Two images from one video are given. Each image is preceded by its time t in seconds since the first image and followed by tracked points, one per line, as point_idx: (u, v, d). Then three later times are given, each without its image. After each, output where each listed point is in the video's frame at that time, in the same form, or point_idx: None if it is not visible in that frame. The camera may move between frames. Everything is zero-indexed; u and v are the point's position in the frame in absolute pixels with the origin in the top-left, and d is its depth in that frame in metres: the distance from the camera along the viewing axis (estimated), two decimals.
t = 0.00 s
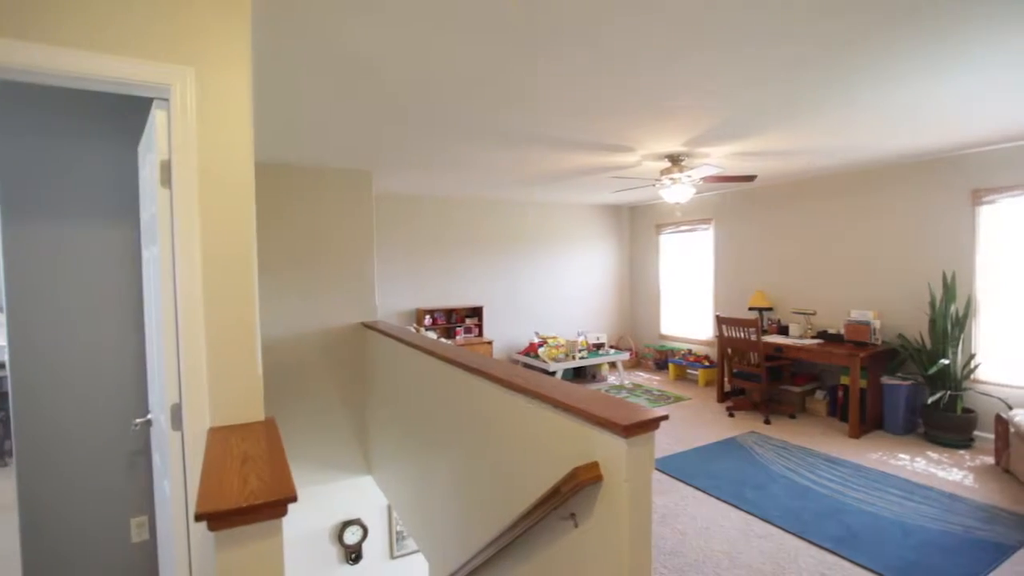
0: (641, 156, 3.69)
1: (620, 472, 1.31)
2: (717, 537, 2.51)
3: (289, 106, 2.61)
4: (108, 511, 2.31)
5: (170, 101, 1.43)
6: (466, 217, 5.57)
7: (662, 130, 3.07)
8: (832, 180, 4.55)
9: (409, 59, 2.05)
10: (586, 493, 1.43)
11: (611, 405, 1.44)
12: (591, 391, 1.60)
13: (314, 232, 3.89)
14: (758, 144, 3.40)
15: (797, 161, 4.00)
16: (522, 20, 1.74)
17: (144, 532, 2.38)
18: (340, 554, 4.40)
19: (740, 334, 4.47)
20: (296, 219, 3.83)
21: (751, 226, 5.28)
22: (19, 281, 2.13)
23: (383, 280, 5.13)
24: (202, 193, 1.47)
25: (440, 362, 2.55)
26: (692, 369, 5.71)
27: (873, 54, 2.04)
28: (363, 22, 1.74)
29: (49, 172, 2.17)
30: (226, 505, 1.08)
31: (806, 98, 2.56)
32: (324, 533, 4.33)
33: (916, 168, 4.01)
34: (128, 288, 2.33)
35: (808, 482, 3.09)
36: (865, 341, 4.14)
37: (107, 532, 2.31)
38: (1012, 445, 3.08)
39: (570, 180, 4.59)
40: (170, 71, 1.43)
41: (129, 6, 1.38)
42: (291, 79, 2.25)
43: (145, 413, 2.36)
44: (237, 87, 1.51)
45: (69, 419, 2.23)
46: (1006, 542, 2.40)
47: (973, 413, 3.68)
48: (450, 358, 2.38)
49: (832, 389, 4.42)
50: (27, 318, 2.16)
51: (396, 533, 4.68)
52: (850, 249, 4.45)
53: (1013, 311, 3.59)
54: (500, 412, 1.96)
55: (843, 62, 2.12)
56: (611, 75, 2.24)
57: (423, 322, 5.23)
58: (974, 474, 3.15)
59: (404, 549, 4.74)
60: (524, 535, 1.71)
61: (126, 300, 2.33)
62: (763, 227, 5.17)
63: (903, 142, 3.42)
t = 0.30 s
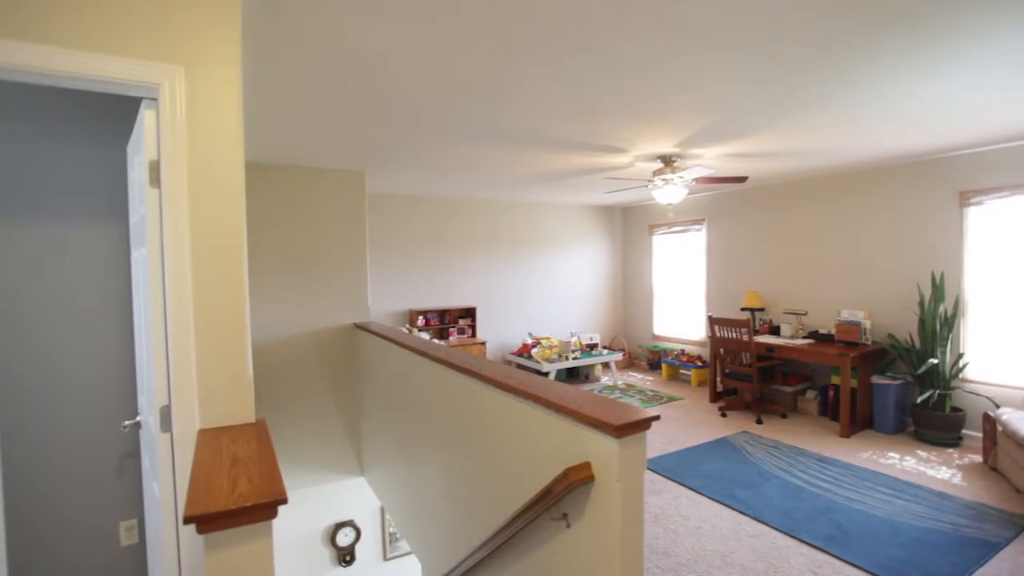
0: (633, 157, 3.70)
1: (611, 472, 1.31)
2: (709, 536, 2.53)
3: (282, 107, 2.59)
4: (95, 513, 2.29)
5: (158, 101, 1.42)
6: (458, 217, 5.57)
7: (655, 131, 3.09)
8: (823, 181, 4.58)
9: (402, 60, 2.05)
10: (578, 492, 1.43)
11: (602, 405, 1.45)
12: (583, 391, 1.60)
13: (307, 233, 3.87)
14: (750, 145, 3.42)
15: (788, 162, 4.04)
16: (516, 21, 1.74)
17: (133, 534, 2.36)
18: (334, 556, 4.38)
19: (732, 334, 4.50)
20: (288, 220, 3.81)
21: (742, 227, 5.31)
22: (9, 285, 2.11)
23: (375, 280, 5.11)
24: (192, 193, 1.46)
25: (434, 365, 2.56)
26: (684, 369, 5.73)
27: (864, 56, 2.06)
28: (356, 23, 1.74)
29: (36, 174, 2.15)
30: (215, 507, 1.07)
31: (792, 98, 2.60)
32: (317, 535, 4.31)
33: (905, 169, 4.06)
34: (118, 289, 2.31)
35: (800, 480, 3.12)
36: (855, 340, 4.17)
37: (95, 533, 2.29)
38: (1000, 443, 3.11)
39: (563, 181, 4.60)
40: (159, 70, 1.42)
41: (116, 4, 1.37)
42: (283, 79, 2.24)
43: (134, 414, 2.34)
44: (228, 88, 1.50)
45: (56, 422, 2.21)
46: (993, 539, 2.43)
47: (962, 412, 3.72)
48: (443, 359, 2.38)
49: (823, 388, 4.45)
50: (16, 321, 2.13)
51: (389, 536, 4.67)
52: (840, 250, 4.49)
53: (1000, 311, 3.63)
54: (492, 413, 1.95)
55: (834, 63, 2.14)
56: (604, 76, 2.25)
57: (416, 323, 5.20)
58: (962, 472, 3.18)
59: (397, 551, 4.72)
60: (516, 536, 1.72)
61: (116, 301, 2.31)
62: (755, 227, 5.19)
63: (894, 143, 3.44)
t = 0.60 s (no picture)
0: (625, 158, 3.71)
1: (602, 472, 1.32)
2: (701, 536, 2.54)
3: (273, 106, 2.57)
4: (83, 517, 2.26)
5: (147, 101, 1.41)
6: (451, 218, 5.57)
7: (646, 132, 3.09)
8: (813, 182, 4.63)
9: (396, 60, 2.04)
10: (570, 493, 1.44)
11: (593, 406, 1.45)
12: (574, 391, 1.61)
13: (298, 233, 3.85)
14: (741, 146, 3.44)
15: (778, 164, 4.06)
16: (508, 22, 1.74)
17: (121, 538, 2.33)
18: (326, 558, 4.36)
19: (723, 334, 4.52)
20: (280, 220, 3.79)
21: (733, 228, 5.33)
22: None
23: (368, 281, 5.09)
24: (181, 193, 1.45)
25: (425, 366, 2.55)
26: (676, 369, 5.75)
27: (854, 58, 2.07)
28: (347, 23, 1.73)
29: (22, 174, 2.12)
30: (203, 509, 1.06)
31: (784, 101, 2.61)
32: (309, 537, 4.29)
33: (893, 171, 4.10)
34: (106, 290, 2.29)
35: (791, 479, 3.14)
36: (845, 340, 4.20)
37: (82, 537, 2.27)
38: (987, 442, 3.14)
39: (555, 182, 4.61)
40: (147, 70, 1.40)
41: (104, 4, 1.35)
42: (274, 79, 2.23)
43: (122, 417, 2.32)
44: (218, 88, 1.49)
45: (42, 424, 2.18)
46: (980, 537, 2.45)
47: (949, 411, 3.76)
48: (434, 359, 2.38)
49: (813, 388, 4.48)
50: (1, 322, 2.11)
51: (381, 537, 4.65)
52: (830, 251, 4.52)
53: (987, 311, 3.68)
54: (484, 413, 1.95)
55: (825, 65, 2.15)
56: (589, 77, 2.26)
57: (408, 324, 5.19)
58: (950, 471, 3.21)
59: (390, 552, 4.70)
60: (508, 537, 1.72)
61: (105, 302, 2.28)
62: (746, 228, 5.22)
63: (884, 145, 3.47)
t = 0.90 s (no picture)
0: (616, 159, 3.72)
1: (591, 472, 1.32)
2: (690, 535, 2.55)
3: (262, 106, 2.55)
4: (66, 521, 2.23)
5: (132, 100, 1.39)
6: (442, 218, 5.56)
7: (637, 133, 3.11)
8: (802, 184, 4.67)
9: (377, 61, 2.04)
10: (560, 493, 1.44)
11: (582, 406, 1.46)
12: (563, 391, 1.61)
13: (287, 234, 3.82)
14: (730, 147, 3.46)
15: (767, 165, 4.09)
16: (499, 22, 1.74)
17: (106, 542, 2.30)
18: (316, 560, 4.33)
19: (713, 334, 4.55)
20: (269, 220, 3.76)
21: (723, 228, 5.37)
22: None
23: (358, 281, 5.07)
24: (166, 193, 1.43)
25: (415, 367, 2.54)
26: (667, 369, 5.78)
27: (842, 59, 2.10)
28: (337, 23, 1.72)
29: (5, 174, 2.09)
30: (189, 513, 1.05)
31: (771, 103, 2.64)
32: (298, 539, 4.26)
33: (880, 172, 4.15)
34: (90, 291, 2.26)
35: (779, 477, 3.16)
36: (833, 340, 4.25)
37: (65, 541, 2.23)
38: (970, 439, 3.19)
39: (546, 182, 4.61)
40: (132, 69, 1.39)
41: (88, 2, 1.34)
42: (263, 79, 2.21)
43: (107, 420, 2.29)
44: (204, 87, 1.47)
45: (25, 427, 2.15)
46: (964, 533, 2.49)
47: (934, 409, 3.81)
48: (424, 360, 2.37)
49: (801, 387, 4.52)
50: None
51: (371, 539, 4.63)
52: (818, 251, 4.57)
53: (971, 311, 3.73)
54: (474, 414, 1.95)
55: (813, 66, 2.17)
56: (579, 78, 2.27)
57: (399, 324, 5.18)
58: (935, 468, 3.26)
59: (381, 554, 4.68)
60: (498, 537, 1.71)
61: (90, 303, 2.25)
62: (736, 229, 5.25)
63: (870, 146, 3.51)
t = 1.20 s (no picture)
0: (603, 160, 3.74)
1: (578, 472, 1.33)
2: (678, 533, 2.57)
3: (247, 106, 2.53)
4: (44, 528, 2.19)
5: (112, 98, 1.37)
6: (430, 219, 5.54)
7: (623, 134, 3.12)
8: (786, 185, 4.72)
9: (363, 61, 2.03)
10: (547, 493, 1.45)
11: (569, 407, 1.46)
12: (550, 392, 1.62)
13: (273, 235, 3.78)
14: (715, 149, 3.49)
15: (752, 167, 4.13)
16: (486, 22, 1.74)
17: (86, 550, 2.26)
18: (302, 564, 4.29)
19: (700, 334, 4.59)
20: (254, 221, 3.72)
21: (709, 229, 5.41)
22: None
23: (345, 283, 5.04)
24: (147, 194, 1.41)
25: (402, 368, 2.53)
26: (654, 370, 5.82)
27: (825, 62, 2.12)
28: (323, 22, 1.71)
29: None
30: (171, 518, 1.04)
31: (753, 105, 2.67)
32: (284, 544, 4.21)
33: (862, 174, 4.21)
34: (69, 294, 2.22)
35: (764, 476, 3.20)
36: (817, 339, 4.30)
37: (43, 550, 2.19)
38: (950, 436, 3.25)
39: (533, 184, 4.62)
40: (113, 69, 1.36)
41: None
42: (247, 79, 2.19)
43: (86, 424, 2.25)
44: (188, 87, 1.45)
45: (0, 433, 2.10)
46: (945, 528, 2.53)
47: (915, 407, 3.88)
48: (412, 361, 2.36)
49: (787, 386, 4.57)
50: None
51: (359, 542, 4.60)
52: (802, 252, 4.63)
53: (951, 310, 3.81)
54: (461, 416, 1.95)
55: (797, 69, 2.20)
56: (565, 80, 2.27)
57: (386, 326, 5.15)
58: (916, 465, 3.31)
59: (368, 557, 4.64)
60: (486, 539, 1.71)
61: (68, 306, 2.21)
62: (722, 230, 5.30)
63: (853, 148, 3.56)
